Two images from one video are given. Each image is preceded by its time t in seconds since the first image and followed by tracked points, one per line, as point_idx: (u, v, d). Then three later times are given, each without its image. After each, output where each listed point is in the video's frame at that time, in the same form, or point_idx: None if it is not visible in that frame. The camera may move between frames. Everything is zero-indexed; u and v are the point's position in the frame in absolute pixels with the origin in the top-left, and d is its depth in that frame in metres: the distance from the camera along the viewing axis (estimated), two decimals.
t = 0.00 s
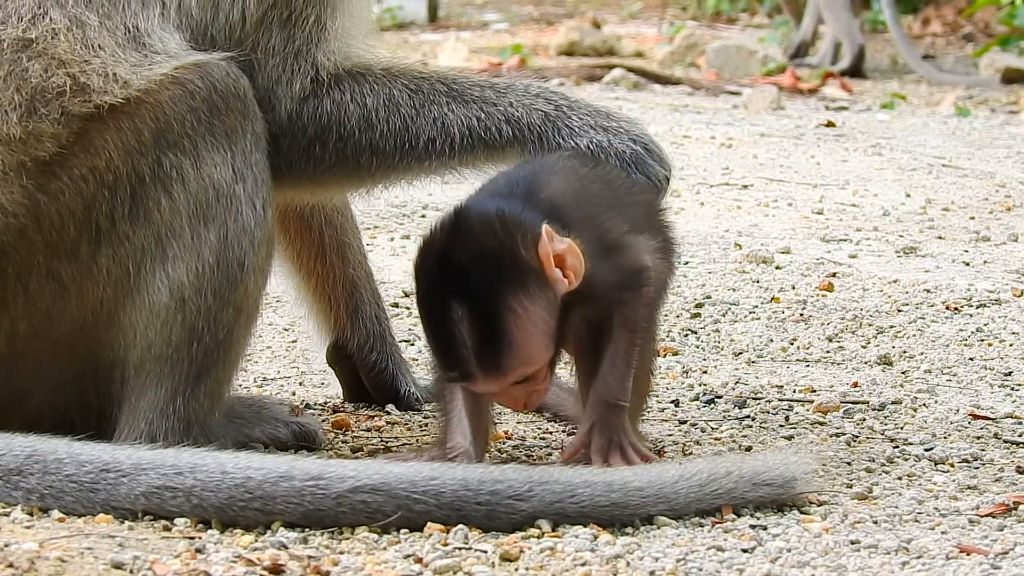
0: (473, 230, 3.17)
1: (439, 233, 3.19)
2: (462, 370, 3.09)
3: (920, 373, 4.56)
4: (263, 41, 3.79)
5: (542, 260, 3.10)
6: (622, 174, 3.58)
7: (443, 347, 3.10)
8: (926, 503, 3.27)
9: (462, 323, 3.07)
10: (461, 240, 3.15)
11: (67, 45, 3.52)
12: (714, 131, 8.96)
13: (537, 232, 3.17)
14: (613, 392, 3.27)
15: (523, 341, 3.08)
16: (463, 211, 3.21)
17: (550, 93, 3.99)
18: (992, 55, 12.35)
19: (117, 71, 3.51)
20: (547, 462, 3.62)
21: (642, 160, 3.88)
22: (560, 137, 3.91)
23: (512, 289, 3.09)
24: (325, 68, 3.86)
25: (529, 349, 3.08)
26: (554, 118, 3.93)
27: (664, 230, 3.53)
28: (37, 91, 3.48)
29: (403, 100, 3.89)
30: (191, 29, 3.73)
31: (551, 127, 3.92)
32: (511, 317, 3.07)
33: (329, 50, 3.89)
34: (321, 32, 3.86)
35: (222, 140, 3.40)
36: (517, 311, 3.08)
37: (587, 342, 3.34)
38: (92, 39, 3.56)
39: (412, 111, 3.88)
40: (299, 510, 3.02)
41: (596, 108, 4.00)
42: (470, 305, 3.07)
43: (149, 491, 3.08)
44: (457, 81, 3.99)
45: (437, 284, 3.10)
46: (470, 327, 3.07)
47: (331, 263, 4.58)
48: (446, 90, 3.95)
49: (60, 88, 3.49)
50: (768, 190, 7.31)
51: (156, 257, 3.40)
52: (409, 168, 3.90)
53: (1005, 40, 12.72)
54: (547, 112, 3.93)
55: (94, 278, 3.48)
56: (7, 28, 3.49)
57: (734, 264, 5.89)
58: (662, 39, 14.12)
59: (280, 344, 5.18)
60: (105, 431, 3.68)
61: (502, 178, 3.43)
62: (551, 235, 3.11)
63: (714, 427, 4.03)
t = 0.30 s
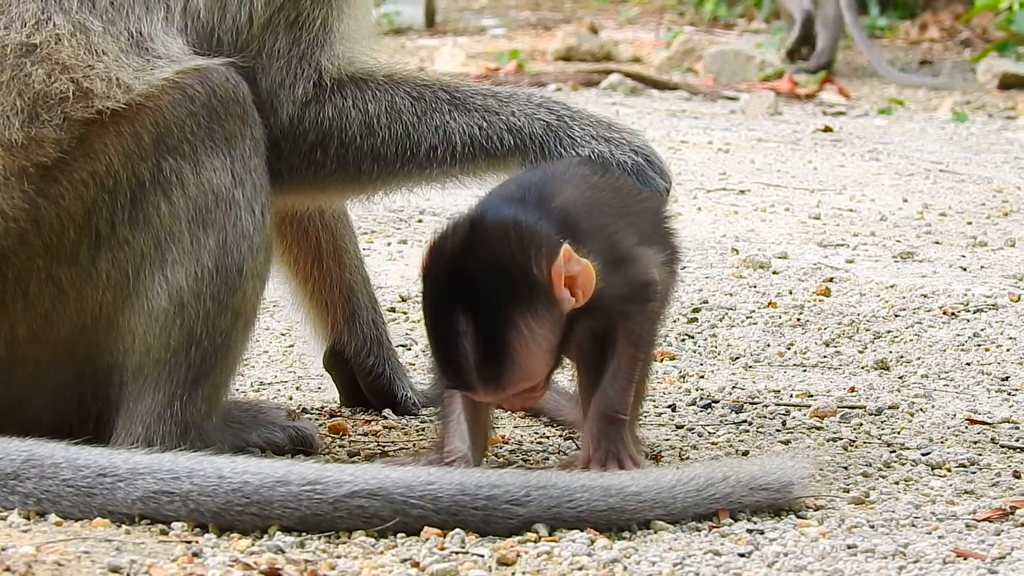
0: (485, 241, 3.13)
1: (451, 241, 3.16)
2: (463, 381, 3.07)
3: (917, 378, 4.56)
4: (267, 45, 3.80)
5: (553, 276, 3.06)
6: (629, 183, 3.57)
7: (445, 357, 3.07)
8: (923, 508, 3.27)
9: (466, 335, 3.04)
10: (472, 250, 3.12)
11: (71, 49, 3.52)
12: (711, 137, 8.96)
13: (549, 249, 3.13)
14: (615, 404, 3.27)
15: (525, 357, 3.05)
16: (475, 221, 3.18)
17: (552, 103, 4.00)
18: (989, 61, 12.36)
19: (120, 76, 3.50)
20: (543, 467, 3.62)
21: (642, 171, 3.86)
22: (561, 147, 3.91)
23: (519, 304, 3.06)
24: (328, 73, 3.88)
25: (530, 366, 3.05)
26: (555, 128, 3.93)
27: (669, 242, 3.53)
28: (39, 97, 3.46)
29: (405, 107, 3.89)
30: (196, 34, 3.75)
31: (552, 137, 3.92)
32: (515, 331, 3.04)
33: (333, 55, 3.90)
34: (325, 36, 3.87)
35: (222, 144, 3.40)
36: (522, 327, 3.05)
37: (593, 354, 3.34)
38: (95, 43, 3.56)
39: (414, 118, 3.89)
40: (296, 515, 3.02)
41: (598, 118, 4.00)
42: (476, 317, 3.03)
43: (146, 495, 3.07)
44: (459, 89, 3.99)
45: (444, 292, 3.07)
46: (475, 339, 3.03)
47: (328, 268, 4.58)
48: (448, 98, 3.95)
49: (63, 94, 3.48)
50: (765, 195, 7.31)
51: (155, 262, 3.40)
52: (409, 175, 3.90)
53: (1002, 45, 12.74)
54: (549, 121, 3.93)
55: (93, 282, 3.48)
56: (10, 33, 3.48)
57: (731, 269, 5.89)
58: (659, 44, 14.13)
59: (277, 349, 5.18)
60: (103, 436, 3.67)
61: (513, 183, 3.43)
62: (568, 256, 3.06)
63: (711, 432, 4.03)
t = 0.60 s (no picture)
0: (434, 210, 3.09)
1: (400, 211, 3.11)
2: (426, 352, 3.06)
3: (914, 379, 4.56)
4: (269, 48, 3.80)
5: (504, 238, 3.03)
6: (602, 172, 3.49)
7: (405, 331, 3.06)
8: (920, 509, 3.27)
9: (423, 305, 3.01)
10: (423, 220, 3.08)
11: (74, 52, 3.52)
12: (709, 139, 8.97)
13: (499, 210, 3.09)
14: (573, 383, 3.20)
15: (485, 320, 3.04)
16: (422, 188, 3.13)
17: (553, 112, 3.99)
18: (987, 63, 12.36)
19: (122, 79, 3.49)
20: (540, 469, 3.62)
21: (642, 181, 3.87)
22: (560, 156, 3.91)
23: (474, 271, 3.03)
24: (330, 76, 3.88)
25: (491, 332, 3.05)
26: (555, 137, 3.93)
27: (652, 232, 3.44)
28: (42, 100, 3.46)
29: (405, 113, 3.88)
30: (199, 37, 3.75)
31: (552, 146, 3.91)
32: (472, 296, 3.02)
33: (335, 59, 3.91)
34: (328, 39, 3.88)
35: (221, 146, 3.40)
36: (479, 291, 3.03)
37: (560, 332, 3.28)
38: (98, 47, 3.56)
39: (414, 124, 3.88)
40: (293, 517, 3.02)
41: (599, 128, 3.99)
42: (432, 287, 3.01)
43: (143, 498, 3.07)
44: (461, 96, 3.98)
45: (398, 265, 3.04)
46: (434, 310, 3.01)
47: (325, 270, 4.58)
48: (450, 105, 3.94)
49: (66, 96, 3.47)
50: (763, 197, 7.31)
51: (154, 264, 3.40)
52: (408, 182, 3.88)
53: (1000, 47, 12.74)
54: (549, 130, 3.93)
55: (92, 284, 3.48)
56: (13, 36, 3.48)
57: (729, 271, 5.89)
58: (657, 47, 14.13)
59: (274, 351, 5.18)
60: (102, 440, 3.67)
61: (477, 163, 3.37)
62: (512, 213, 3.04)
63: (708, 433, 4.03)
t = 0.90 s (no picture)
0: (413, 192, 3.09)
1: (377, 194, 3.12)
2: (411, 332, 3.08)
3: (911, 379, 4.56)
4: (268, 48, 3.81)
5: (483, 217, 3.04)
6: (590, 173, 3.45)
7: (391, 311, 3.08)
8: (917, 508, 3.27)
9: (407, 286, 3.03)
10: (400, 202, 3.08)
11: (73, 53, 3.52)
12: (706, 139, 8.97)
13: (475, 188, 3.10)
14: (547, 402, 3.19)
15: (469, 297, 3.06)
16: (400, 171, 3.13)
17: (551, 119, 4.01)
18: (984, 63, 12.37)
19: (121, 79, 3.49)
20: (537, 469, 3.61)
21: (638, 190, 3.85)
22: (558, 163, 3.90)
23: (455, 249, 3.04)
24: (328, 78, 3.89)
25: (477, 308, 3.07)
26: (552, 144, 3.92)
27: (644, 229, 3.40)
28: (42, 100, 3.46)
29: (402, 117, 3.87)
30: (198, 38, 3.75)
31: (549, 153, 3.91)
32: (455, 275, 3.04)
33: (333, 60, 3.92)
34: (326, 38, 3.89)
35: (218, 146, 3.39)
36: (461, 268, 3.04)
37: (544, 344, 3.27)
38: (97, 47, 3.56)
39: (411, 128, 3.87)
40: (290, 517, 3.02)
41: (597, 135, 3.98)
42: (414, 267, 3.03)
43: (140, 498, 3.07)
44: (458, 101, 3.97)
45: (380, 248, 3.05)
46: (417, 291, 3.03)
47: (321, 270, 4.58)
48: (448, 109, 3.92)
49: (65, 96, 3.47)
50: (760, 197, 7.32)
51: (152, 264, 3.40)
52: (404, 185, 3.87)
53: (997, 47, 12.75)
54: (546, 137, 3.93)
55: (90, 285, 3.47)
56: (12, 37, 3.49)
57: (726, 271, 5.89)
58: (654, 47, 14.13)
59: (271, 351, 5.18)
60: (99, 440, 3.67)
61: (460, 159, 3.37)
62: (487, 190, 3.05)
63: (705, 433, 4.04)
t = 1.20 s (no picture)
0: (451, 269, 3.12)
1: (417, 269, 3.15)
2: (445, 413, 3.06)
3: (906, 378, 4.57)
4: (267, 45, 3.80)
5: (521, 294, 3.06)
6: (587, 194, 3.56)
7: (423, 388, 3.06)
8: (912, 507, 3.27)
9: (443, 365, 3.02)
10: (440, 278, 3.11)
11: (70, 51, 3.50)
12: (701, 138, 8.97)
13: (513, 265, 3.12)
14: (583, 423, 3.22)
15: (505, 380, 3.04)
16: (437, 248, 3.16)
17: (548, 125, 3.98)
18: (979, 62, 12.37)
19: (117, 76, 3.47)
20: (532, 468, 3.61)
21: (633, 200, 3.85)
22: (555, 170, 3.89)
23: (491, 330, 3.05)
24: (326, 77, 3.88)
25: (510, 390, 3.04)
26: (549, 150, 3.91)
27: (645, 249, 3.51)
28: (38, 98, 3.45)
29: (400, 119, 3.88)
30: (196, 33, 3.74)
31: (546, 159, 3.90)
32: (492, 356, 3.03)
33: (332, 59, 3.92)
34: (325, 36, 3.89)
35: (213, 144, 3.39)
36: (498, 351, 3.04)
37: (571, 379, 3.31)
38: (95, 45, 3.54)
39: (408, 131, 3.87)
40: (285, 515, 3.02)
41: (593, 144, 3.98)
42: (452, 346, 3.03)
43: (134, 496, 3.07)
44: (457, 105, 3.97)
45: (417, 325, 3.07)
46: (453, 369, 3.03)
47: (315, 270, 4.58)
48: (445, 113, 3.93)
49: (60, 96, 3.45)
50: (755, 196, 7.32)
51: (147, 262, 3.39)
52: (400, 187, 3.87)
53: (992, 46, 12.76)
54: (543, 143, 3.91)
55: (84, 283, 3.47)
56: (9, 37, 3.47)
57: (721, 270, 5.90)
58: (649, 46, 14.13)
59: (266, 349, 5.17)
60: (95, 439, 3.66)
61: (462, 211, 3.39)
62: (528, 268, 3.08)
63: (700, 432, 4.04)
